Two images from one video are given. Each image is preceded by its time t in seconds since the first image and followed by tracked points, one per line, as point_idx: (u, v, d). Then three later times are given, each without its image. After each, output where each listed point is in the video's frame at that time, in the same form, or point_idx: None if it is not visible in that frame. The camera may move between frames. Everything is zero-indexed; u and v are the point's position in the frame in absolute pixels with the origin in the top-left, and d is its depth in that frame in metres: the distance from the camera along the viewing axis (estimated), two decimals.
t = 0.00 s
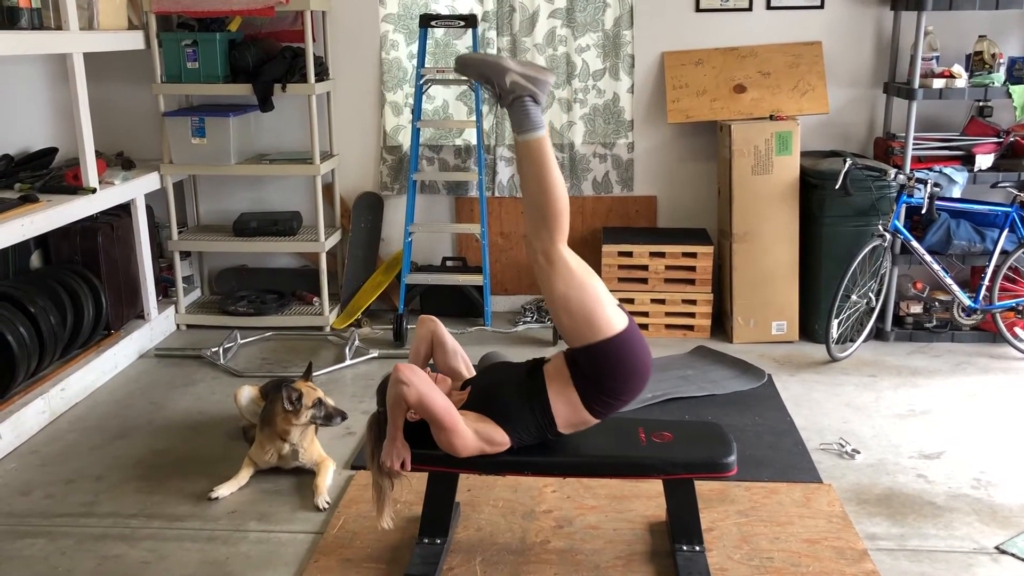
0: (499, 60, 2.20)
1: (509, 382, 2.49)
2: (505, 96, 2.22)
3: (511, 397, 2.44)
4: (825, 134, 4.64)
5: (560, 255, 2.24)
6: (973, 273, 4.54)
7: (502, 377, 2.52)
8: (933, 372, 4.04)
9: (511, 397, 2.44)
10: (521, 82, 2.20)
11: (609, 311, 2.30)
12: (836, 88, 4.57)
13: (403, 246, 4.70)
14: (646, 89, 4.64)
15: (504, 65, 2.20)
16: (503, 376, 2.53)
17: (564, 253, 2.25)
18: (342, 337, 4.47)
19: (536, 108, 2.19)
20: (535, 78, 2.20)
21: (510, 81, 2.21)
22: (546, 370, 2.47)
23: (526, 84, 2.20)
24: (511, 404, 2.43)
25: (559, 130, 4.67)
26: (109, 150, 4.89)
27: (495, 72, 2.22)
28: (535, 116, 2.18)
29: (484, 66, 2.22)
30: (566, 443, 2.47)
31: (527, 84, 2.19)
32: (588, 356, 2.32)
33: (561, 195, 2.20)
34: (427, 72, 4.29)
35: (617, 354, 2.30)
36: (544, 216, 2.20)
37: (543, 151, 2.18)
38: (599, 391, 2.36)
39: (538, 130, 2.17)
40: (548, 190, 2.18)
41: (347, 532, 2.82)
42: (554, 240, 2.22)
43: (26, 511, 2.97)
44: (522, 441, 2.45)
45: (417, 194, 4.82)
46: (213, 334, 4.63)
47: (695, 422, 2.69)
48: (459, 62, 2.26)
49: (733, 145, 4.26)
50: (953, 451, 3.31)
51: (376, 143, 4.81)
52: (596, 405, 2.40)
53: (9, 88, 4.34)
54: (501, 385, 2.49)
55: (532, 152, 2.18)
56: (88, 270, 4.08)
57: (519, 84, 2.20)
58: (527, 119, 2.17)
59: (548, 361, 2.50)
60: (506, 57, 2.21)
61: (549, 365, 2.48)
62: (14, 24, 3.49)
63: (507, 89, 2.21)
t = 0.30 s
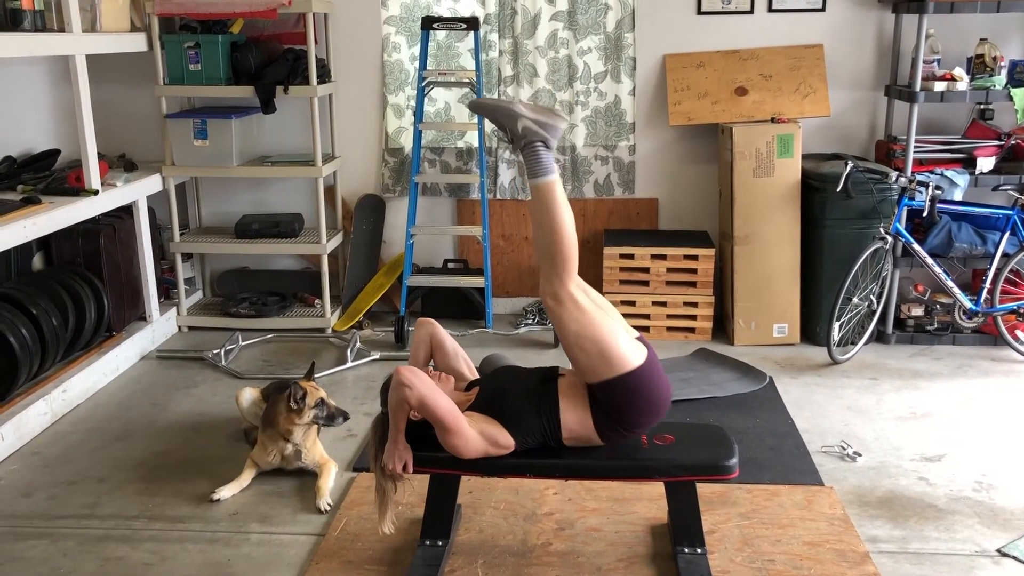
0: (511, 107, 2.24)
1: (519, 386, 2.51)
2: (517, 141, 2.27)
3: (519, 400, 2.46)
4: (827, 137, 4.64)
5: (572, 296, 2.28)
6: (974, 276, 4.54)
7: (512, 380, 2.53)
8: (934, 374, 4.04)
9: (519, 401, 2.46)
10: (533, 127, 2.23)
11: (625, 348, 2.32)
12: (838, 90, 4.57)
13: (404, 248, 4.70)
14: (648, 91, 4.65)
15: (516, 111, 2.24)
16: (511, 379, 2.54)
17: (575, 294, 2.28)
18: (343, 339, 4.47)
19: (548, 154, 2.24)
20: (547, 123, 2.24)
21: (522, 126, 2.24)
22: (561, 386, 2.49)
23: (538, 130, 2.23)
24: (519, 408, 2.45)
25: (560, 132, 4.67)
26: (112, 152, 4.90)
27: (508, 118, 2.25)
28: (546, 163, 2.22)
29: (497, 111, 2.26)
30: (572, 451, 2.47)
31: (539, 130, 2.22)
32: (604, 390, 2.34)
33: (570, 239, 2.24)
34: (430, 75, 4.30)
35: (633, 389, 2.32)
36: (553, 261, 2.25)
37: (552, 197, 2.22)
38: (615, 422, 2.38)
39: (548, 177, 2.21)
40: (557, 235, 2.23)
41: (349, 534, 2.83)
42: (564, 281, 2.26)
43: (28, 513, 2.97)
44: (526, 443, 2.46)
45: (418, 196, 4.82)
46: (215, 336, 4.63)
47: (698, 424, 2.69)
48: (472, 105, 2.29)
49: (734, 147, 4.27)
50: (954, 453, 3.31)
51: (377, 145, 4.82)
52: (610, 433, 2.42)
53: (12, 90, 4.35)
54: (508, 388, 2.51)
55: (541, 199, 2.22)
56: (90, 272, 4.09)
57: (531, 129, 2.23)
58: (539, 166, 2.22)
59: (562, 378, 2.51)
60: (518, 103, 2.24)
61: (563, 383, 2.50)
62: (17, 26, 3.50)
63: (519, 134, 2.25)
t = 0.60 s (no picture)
0: (541, 119, 2.24)
1: (524, 389, 2.50)
2: (544, 151, 2.28)
3: (524, 404, 2.46)
4: (827, 140, 4.64)
5: (588, 311, 2.30)
6: (974, 279, 4.55)
7: (518, 384, 2.53)
8: (934, 377, 4.04)
9: (523, 404, 2.46)
10: (561, 140, 2.24)
11: (637, 366, 2.35)
12: (838, 93, 4.58)
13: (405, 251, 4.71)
14: (648, 94, 4.65)
15: (545, 123, 2.24)
16: (516, 383, 2.54)
17: (592, 308, 2.31)
18: (344, 341, 4.48)
19: (574, 168, 2.27)
20: (575, 137, 2.25)
21: (549, 138, 2.24)
22: (569, 393, 2.48)
23: (566, 143, 2.24)
24: (522, 412, 2.45)
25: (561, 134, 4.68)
26: (112, 155, 4.90)
27: (537, 128, 2.25)
28: (572, 178, 2.25)
29: (526, 121, 2.26)
30: (575, 455, 2.47)
31: (567, 144, 2.23)
32: (613, 405, 2.36)
33: (591, 255, 2.27)
34: (430, 77, 4.30)
35: (644, 406, 2.34)
36: (573, 275, 2.28)
37: (575, 212, 2.26)
38: (623, 436, 2.39)
39: (573, 192, 2.25)
40: (578, 249, 2.25)
41: (350, 537, 2.82)
42: (581, 296, 2.29)
43: (29, 515, 2.97)
44: (529, 447, 2.45)
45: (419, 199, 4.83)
46: (215, 338, 4.63)
47: (698, 427, 2.69)
48: (502, 112, 2.28)
49: (734, 150, 4.27)
50: (955, 456, 3.31)
51: (378, 148, 4.82)
52: (617, 447, 2.42)
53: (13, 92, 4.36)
54: (513, 391, 2.50)
55: (565, 212, 2.25)
56: (90, 274, 4.09)
57: (559, 142, 2.24)
58: (565, 180, 2.25)
59: (571, 386, 2.52)
60: (547, 114, 2.24)
61: (572, 391, 2.50)
62: (18, 28, 3.50)
63: (547, 146, 2.26)
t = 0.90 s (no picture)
0: (557, 117, 2.25)
1: (523, 392, 2.51)
2: (558, 150, 2.30)
3: (523, 406, 2.46)
4: (826, 141, 4.65)
5: (595, 312, 2.31)
6: (973, 281, 4.54)
7: (517, 387, 2.54)
8: (933, 379, 4.04)
9: (522, 406, 2.46)
10: (576, 140, 2.26)
11: (640, 369, 2.36)
12: (837, 95, 4.58)
13: (404, 253, 4.71)
14: (647, 96, 4.65)
15: (561, 122, 2.26)
16: (514, 386, 2.55)
17: (600, 310, 2.32)
18: (343, 344, 4.49)
19: (587, 168, 2.28)
20: (590, 137, 2.27)
21: (565, 137, 2.27)
22: (568, 395, 2.49)
23: (581, 143, 2.26)
24: (522, 413, 2.45)
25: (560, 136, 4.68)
26: (111, 157, 4.90)
27: (552, 127, 2.27)
28: (585, 177, 2.26)
29: (541, 119, 2.27)
30: (573, 456, 2.47)
31: (582, 143, 2.25)
32: (615, 407, 2.37)
33: (602, 257, 2.27)
34: (429, 80, 4.30)
35: (645, 409, 2.35)
36: (583, 277, 2.28)
37: (588, 213, 2.24)
38: (623, 438, 2.40)
39: (587, 192, 2.24)
40: (590, 251, 2.26)
41: (349, 539, 2.82)
42: (591, 297, 2.30)
43: (28, 517, 2.97)
44: (529, 449, 2.45)
45: (418, 200, 4.83)
46: (214, 340, 4.63)
47: (697, 430, 2.69)
48: (517, 109, 2.30)
49: (733, 152, 4.27)
50: (954, 458, 3.31)
51: (377, 150, 4.83)
52: (616, 450, 2.43)
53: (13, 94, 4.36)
54: (512, 394, 2.51)
55: (578, 213, 2.25)
56: (89, 276, 4.09)
57: (574, 142, 2.26)
58: (578, 179, 2.25)
59: (570, 387, 2.52)
60: (563, 113, 2.26)
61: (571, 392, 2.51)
62: (17, 31, 3.50)
63: (561, 145, 2.28)
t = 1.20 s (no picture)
0: (535, 108, 2.21)
1: (519, 392, 2.51)
2: (538, 141, 2.26)
3: (519, 405, 2.46)
4: (824, 141, 4.65)
5: (587, 301, 2.29)
6: (970, 280, 4.54)
7: (513, 387, 2.54)
8: (931, 378, 4.05)
9: (518, 406, 2.46)
10: (556, 130, 2.22)
11: (633, 358, 2.33)
12: (835, 95, 4.59)
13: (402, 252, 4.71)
14: (645, 96, 4.66)
15: (540, 112, 2.21)
16: (511, 386, 2.55)
17: (591, 299, 2.30)
18: (342, 344, 4.48)
19: (568, 157, 2.25)
20: (569, 126, 2.23)
21: (545, 128, 2.23)
22: (562, 391, 2.50)
23: (561, 132, 2.23)
24: (518, 413, 2.45)
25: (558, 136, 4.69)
26: (109, 157, 4.90)
27: (531, 118, 2.23)
28: (568, 167, 2.23)
29: (519, 111, 2.23)
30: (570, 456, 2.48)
31: (562, 133, 2.22)
32: (609, 396, 2.35)
33: (590, 246, 2.25)
34: (427, 79, 4.30)
35: (639, 398, 2.33)
36: (571, 265, 2.26)
37: (573, 202, 2.22)
38: (617, 429, 2.39)
39: (570, 182, 2.22)
40: (577, 239, 2.23)
41: (347, 539, 2.83)
42: (581, 285, 2.27)
43: (26, 517, 2.97)
44: (524, 449, 2.45)
45: (416, 200, 4.83)
46: (212, 340, 4.63)
47: (694, 428, 2.69)
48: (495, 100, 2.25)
49: (731, 151, 4.28)
50: (951, 457, 3.31)
51: (375, 150, 4.83)
52: (610, 439, 2.43)
53: (12, 94, 4.36)
54: (508, 394, 2.51)
55: (562, 203, 2.22)
56: (88, 276, 4.09)
57: (553, 132, 2.23)
58: (561, 169, 2.23)
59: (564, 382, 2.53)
60: (541, 102, 2.22)
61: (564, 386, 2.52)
62: (14, 31, 3.50)
63: (541, 136, 2.24)
